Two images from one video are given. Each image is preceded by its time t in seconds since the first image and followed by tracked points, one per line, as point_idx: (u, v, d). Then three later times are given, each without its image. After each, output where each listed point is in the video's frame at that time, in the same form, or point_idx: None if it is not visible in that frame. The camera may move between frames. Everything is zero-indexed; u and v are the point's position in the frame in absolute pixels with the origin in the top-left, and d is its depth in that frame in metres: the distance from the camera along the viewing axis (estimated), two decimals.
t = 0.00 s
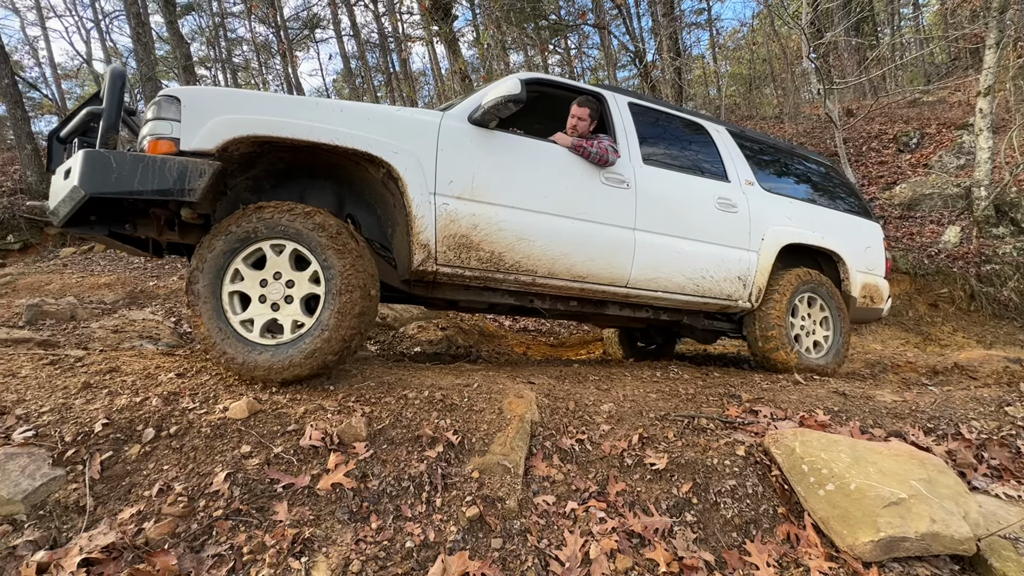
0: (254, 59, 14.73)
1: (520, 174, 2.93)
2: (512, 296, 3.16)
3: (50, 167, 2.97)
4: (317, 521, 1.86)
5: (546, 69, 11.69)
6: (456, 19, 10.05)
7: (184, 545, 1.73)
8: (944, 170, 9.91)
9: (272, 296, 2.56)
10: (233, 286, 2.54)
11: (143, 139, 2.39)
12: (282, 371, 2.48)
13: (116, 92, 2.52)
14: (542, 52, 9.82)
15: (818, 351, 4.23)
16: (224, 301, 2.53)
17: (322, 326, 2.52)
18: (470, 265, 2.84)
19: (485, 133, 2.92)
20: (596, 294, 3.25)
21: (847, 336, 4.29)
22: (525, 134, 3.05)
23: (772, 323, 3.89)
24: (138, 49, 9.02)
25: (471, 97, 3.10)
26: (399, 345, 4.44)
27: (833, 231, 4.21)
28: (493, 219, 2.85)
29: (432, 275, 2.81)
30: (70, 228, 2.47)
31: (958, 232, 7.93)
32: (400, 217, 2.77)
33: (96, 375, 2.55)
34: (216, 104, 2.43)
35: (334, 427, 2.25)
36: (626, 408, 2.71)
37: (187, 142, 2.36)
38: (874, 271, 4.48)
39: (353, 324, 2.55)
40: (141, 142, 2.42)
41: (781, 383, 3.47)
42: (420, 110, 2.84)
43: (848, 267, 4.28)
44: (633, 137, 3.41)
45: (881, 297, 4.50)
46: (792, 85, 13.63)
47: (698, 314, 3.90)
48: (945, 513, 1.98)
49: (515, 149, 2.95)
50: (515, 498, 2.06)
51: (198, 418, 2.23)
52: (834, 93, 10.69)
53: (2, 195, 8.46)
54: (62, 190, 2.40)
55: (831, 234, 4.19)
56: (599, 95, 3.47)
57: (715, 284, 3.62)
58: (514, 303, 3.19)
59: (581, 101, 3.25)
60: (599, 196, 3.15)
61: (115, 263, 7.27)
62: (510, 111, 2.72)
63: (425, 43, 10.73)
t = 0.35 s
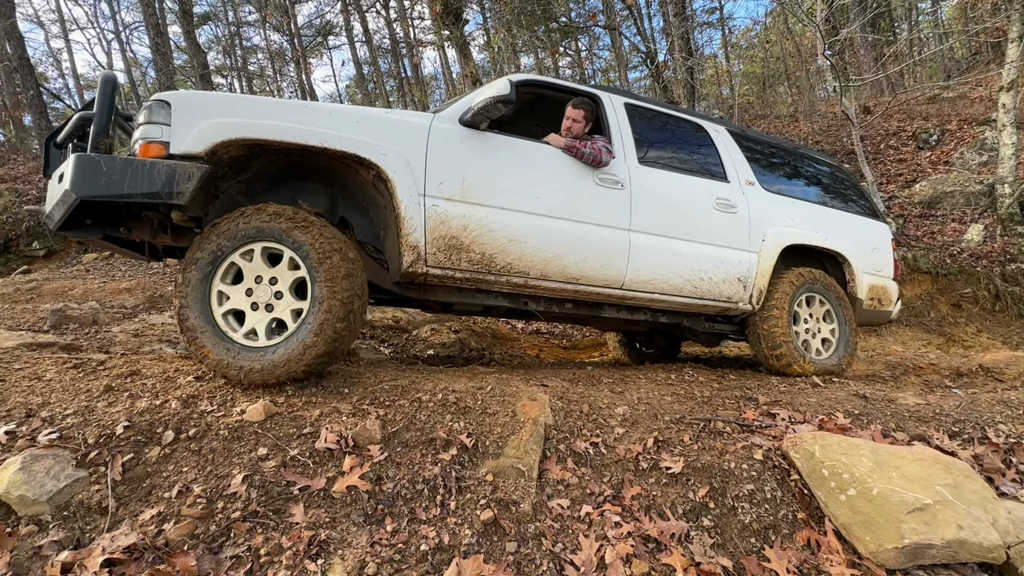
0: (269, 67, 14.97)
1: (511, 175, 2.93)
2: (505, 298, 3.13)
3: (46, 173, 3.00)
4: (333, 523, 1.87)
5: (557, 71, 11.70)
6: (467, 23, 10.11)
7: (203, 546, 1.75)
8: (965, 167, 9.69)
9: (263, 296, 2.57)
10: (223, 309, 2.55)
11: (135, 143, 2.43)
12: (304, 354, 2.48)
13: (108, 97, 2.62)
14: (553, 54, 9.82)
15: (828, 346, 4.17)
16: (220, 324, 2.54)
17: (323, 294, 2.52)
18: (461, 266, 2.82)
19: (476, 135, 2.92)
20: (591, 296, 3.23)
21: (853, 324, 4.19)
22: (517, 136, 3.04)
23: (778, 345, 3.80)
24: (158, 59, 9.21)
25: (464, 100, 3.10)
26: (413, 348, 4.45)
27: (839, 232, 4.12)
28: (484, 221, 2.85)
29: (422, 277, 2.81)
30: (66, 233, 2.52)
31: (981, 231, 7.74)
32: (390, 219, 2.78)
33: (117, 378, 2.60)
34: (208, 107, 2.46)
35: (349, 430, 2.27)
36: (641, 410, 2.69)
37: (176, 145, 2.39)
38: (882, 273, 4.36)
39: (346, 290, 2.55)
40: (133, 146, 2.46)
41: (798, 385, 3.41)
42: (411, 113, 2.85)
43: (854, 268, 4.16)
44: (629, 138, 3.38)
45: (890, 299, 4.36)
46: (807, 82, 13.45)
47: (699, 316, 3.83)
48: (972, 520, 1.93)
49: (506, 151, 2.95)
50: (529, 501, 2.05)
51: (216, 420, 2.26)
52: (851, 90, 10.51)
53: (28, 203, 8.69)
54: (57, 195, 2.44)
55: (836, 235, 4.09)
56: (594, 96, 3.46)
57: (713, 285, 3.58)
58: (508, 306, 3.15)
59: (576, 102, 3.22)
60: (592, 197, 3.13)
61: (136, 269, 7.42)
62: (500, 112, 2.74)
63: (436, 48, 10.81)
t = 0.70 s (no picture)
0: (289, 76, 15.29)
1: (503, 177, 2.92)
2: (502, 301, 3.11)
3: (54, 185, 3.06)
4: (354, 527, 1.89)
5: (572, 74, 11.71)
6: (482, 28, 10.17)
7: (229, 548, 1.79)
8: (996, 163, 9.39)
9: (256, 300, 2.61)
10: (226, 328, 2.58)
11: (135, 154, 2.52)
12: (315, 329, 2.53)
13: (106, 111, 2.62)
14: (568, 57, 9.81)
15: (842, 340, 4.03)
16: (229, 342, 2.57)
17: (309, 261, 2.57)
18: (452, 269, 2.83)
19: (468, 137, 2.93)
20: (588, 297, 3.19)
21: (865, 311, 4.02)
22: (509, 138, 3.04)
23: (802, 369, 3.68)
24: (182, 70, 9.45)
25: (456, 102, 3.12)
26: (431, 352, 4.48)
27: (851, 229, 3.95)
28: (475, 223, 2.85)
29: (415, 280, 2.82)
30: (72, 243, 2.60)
31: (1014, 228, 7.49)
32: (383, 223, 2.80)
33: (145, 383, 2.67)
34: (203, 116, 2.52)
35: (369, 434, 2.29)
36: (660, 415, 2.66)
37: (172, 153, 2.46)
38: (898, 271, 4.17)
39: (329, 258, 2.60)
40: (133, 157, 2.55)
41: (823, 390, 3.33)
42: (403, 117, 2.88)
43: (867, 265, 3.99)
44: (626, 138, 3.34)
45: (906, 298, 4.20)
46: (827, 79, 13.20)
47: (702, 318, 3.74)
48: (1008, 530, 1.86)
49: (499, 152, 2.95)
50: (549, 506, 2.04)
51: (240, 424, 2.30)
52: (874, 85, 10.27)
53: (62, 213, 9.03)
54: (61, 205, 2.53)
55: (847, 232, 3.93)
56: (591, 97, 3.42)
57: (715, 285, 3.48)
58: (505, 308, 3.14)
59: (569, 103, 3.22)
60: (587, 197, 3.11)
61: (162, 275, 7.62)
62: (490, 114, 2.83)
63: (451, 53, 10.91)
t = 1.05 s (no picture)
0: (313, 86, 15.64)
1: (496, 183, 2.91)
2: (499, 307, 3.12)
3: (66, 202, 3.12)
4: (381, 530, 1.92)
5: (591, 76, 11.68)
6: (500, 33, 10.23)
7: (262, 549, 1.84)
8: None
9: (253, 307, 2.68)
10: (241, 347, 2.65)
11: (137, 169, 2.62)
12: (313, 295, 2.60)
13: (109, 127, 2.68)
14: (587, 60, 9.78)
15: (858, 333, 3.85)
16: (249, 357, 2.63)
17: (283, 239, 2.66)
18: (446, 276, 2.85)
19: (462, 144, 2.94)
20: (586, 303, 3.15)
21: (874, 298, 3.80)
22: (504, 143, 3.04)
23: (834, 386, 3.56)
24: (211, 84, 9.73)
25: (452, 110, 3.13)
26: (453, 357, 4.52)
27: (866, 228, 3.78)
28: (468, 230, 2.86)
29: (409, 287, 2.86)
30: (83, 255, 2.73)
31: None
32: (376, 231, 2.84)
33: (180, 387, 2.77)
34: (200, 130, 2.61)
35: (395, 438, 2.32)
36: (686, 421, 2.62)
37: (170, 168, 2.55)
38: (920, 271, 3.96)
39: (304, 246, 2.67)
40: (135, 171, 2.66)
41: (854, 395, 3.24)
42: (397, 126, 2.91)
43: (883, 265, 3.80)
44: (624, 140, 3.29)
45: (928, 299, 3.97)
46: (854, 74, 12.86)
47: (709, 322, 3.63)
48: None
49: (493, 159, 2.94)
50: (573, 512, 2.04)
51: (271, 427, 2.36)
52: (904, 79, 9.97)
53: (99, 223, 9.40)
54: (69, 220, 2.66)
55: (862, 231, 3.76)
56: (589, 101, 3.39)
57: (718, 288, 3.37)
58: (503, 314, 3.13)
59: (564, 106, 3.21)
60: (582, 201, 3.06)
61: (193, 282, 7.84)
62: (481, 120, 2.82)
63: (471, 59, 11.01)
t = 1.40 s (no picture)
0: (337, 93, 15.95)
1: (481, 185, 2.89)
2: (491, 310, 3.10)
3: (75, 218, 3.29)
4: (409, 531, 1.93)
5: (611, 76, 11.60)
6: (519, 35, 10.25)
7: (293, 548, 1.88)
8: None
9: (243, 310, 2.71)
10: (251, 350, 2.67)
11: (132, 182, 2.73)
12: (278, 258, 2.63)
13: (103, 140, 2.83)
14: (607, 60, 9.70)
15: (868, 319, 3.63)
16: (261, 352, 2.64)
17: (237, 234, 2.72)
18: (432, 279, 2.84)
19: (447, 148, 2.92)
20: (578, 305, 3.09)
21: (870, 278, 3.56)
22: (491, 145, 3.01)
23: (872, 391, 3.44)
24: (239, 94, 9.98)
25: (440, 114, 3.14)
26: (476, 359, 4.53)
27: (881, 223, 3.57)
28: (453, 234, 2.84)
29: (397, 291, 2.88)
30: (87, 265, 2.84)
31: None
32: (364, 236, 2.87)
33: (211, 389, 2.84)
34: (190, 143, 2.69)
35: (421, 440, 2.33)
36: (715, 425, 2.57)
37: (161, 179, 2.64)
38: (943, 267, 3.72)
39: (265, 237, 2.71)
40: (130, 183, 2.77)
41: (892, 399, 3.12)
42: (384, 132, 2.93)
43: (899, 263, 3.59)
44: (617, 139, 3.21)
45: (952, 297, 3.74)
46: (886, 66, 12.45)
47: (711, 324, 3.50)
48: None
49: (479, 161, 2.92)
50: (601, 516, 2.02)
51: (300, 428, 2.40)
52: (940, 69, 9.60)
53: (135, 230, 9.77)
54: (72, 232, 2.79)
55: (876, 226, 3.56)
56: (582, 101, 3.33)
57: (716, 289, 3.23)
58: (494, 317, 3.11)
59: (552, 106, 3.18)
60: (572, 201, 3.00)
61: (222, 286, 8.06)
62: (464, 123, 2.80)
63: (490, 62, 11.06)
